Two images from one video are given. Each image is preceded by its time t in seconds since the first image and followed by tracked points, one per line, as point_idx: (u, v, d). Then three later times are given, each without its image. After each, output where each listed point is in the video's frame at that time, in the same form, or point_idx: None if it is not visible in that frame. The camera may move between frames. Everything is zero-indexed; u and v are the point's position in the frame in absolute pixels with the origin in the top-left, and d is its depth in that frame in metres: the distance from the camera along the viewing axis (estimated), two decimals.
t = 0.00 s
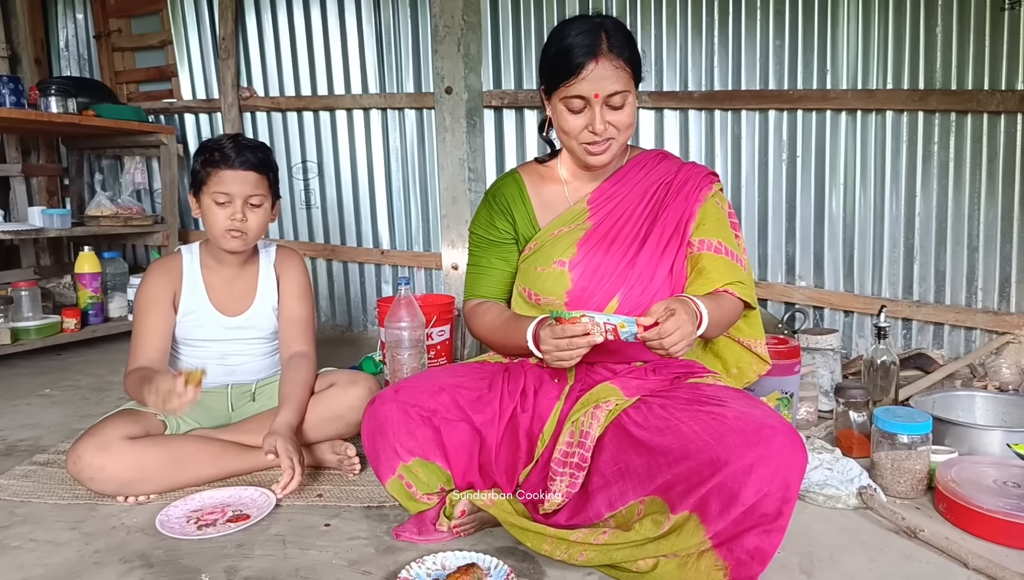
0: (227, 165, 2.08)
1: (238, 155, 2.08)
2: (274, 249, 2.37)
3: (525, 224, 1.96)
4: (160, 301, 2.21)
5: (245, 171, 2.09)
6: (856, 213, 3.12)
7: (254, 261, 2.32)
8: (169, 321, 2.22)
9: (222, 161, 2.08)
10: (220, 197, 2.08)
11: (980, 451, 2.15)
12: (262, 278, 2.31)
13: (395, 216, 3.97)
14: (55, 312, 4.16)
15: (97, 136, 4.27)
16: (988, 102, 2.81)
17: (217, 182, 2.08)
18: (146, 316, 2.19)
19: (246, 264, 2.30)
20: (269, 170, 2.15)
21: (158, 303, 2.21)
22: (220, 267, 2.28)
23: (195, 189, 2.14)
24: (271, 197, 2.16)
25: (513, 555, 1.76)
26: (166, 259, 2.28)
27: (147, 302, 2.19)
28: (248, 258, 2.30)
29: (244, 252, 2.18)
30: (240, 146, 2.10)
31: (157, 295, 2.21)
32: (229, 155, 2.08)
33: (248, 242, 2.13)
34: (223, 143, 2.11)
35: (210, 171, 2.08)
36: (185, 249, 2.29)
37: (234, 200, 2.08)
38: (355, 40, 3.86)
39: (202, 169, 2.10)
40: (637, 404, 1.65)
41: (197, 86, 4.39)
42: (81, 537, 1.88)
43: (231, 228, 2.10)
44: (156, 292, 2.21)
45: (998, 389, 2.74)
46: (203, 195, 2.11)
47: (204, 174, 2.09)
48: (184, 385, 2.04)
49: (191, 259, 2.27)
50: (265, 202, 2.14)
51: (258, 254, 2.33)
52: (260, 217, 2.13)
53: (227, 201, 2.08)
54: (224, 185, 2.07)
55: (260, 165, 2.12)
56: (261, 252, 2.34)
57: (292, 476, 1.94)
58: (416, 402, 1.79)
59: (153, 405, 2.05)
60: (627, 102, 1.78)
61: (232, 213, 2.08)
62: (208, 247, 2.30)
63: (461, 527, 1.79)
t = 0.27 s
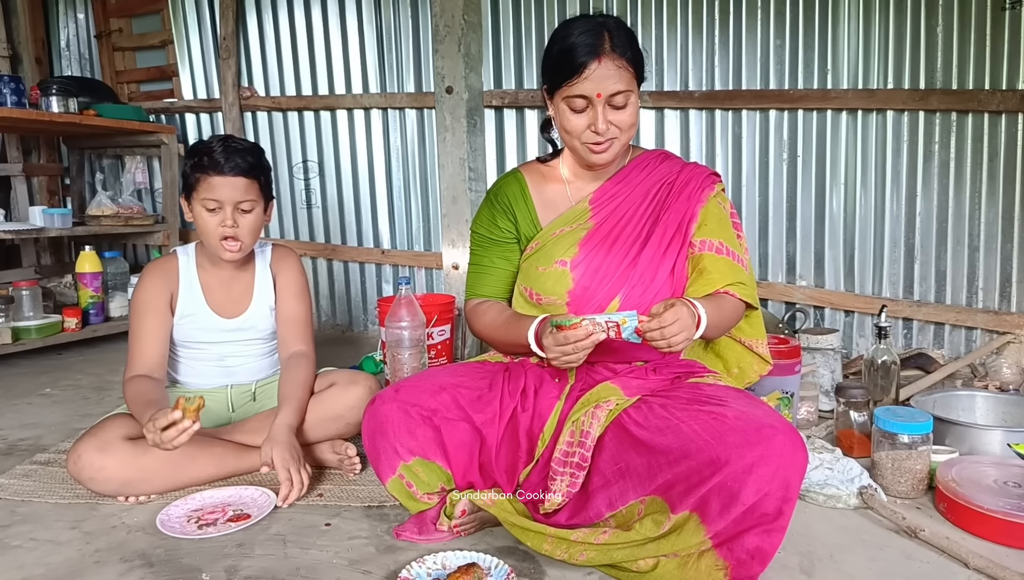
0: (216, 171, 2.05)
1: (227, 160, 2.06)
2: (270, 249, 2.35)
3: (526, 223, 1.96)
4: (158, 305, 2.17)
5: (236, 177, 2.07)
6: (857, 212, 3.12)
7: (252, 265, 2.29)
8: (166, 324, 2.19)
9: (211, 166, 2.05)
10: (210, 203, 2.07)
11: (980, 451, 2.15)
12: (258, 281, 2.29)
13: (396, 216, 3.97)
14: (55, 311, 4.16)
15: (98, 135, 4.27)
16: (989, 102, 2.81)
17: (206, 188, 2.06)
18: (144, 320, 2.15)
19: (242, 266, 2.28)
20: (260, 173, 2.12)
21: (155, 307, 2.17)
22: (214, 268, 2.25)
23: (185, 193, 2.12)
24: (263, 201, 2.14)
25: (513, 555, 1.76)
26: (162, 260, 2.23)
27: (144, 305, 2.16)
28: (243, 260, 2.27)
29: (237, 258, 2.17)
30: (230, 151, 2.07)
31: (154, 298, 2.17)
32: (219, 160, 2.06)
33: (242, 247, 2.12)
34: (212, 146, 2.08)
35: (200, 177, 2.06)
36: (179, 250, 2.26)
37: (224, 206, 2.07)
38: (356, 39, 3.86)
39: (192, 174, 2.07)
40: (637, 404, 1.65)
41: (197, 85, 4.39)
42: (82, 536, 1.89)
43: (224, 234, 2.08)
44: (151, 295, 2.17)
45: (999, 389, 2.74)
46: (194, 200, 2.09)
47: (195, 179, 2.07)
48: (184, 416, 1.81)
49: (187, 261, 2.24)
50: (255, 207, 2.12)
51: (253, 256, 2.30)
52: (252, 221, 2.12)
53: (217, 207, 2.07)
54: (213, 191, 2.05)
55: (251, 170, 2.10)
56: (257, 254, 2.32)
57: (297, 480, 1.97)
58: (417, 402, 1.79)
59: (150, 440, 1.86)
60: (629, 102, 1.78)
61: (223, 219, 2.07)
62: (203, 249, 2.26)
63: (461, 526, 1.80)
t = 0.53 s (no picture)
0: (207, 171, 2.05)
1: (217, 160, 2.05)
2: (266, 246, 2.35)
3: (530, 219, 1.96)
4: (155, 303, 2.17)
5: (227, 177, 2.06)
6: (859, 213, 3.12)
7: (247, 262, 2.29)
8: (164, 322, 2.19)
9: (201, 167, 2.05)
10: (201, 203, 2.07)
11: (981, 453, 2.15)
12: (255, 279, 2.29)
13: (398, 214, 3.97)
14: (57, 308, 4.16)
15: (100, 132, 4.27)
16: (992, 103, 2.81)
17: (197, 189, 2.06)
18: (141, 319, 2.15)
19: (237, 264, 2.27)
20: (252, 172, 2.11)
21: (153, 305, 2.17)
22: (210, 268, 2.25)
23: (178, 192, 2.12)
24: (256, 199, 2.13)
25: (513, 553, 1.76)
26: (157, 260, 2.23)
27: (142, 304, 2.16)
28: (239, 258, 2.27)
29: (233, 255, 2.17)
30: (220, 150, 2.06)
31: (152, 297, 2.17)
32: (209, 160, 2.05)
33: (235, 246, 2.13)
34: (203, 146, 2.07)
35: (191, 177, 2.06)
36: (176, 250, 2.26)
37: (215, 207, 2.07)
38: (359, 38, 3.86)
39: (183, 174, 2.07)
40: (638, 404, 1.64)
41: (200, 82, 4.39)
42: (83, 531, 1.89)
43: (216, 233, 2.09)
44: (149, 294, 2.17)
45: (1000, 390, 2.74)
46: (185, 200, 2.09)
47: (186, 179, 2.07)
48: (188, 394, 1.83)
49: (183, 260, 2.24)
50: (247, 206, 2.11)
51: (250, 254, 2.30)
52: (244, 220, 2.11)
53: (208, 207, 2.07)
54: (204, 192, 2.05)
55: (242, 169, 2.09)
56: (252, 252, 2.32)
57: (296, 475, 1.99)
58: (417, 399, 1.79)
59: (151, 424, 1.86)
60: (627, 102, 1.77)
61: (214, 219, 2.07)
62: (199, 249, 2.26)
63: (461, 524, 1.80)
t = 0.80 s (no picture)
0: (201, 170, 2.04)
1: (211, 158, 2.04)
2: (263, 242, 2.34)
3: (533, 220, 1.94)
4: (151, 300, 2.17)
5: (222, 175, 2.05)
6: (861, 215, 3.11)
7: (244, 260, 2.28)
8: (161, 318, 2.19)
9: (196, 166, 2.04)
10: (196, 202, 2.06)
11: (982, 455, 2.14)
12: (251, 276, 2.28)
13: (399, 212, 3.97)
14: (57, 303, 4.16)
15: (102, 128, 4.27)
16: (995, 105, 2.80)
17: (192, 188, 2.05)
18: (138, 316, 2.14)
19: (233, 262, 2.27)
20: (246, 169, 2.11)
21: (149, 302, 2.16)
22: (207, 264, 2.25)
23: (172, 191, 2.12)
24: (250, 196, 2.13)
25: (511, 552, 1.76)
26: (152, 256, 2.22)
27: (138, 300, 2.15)
28: (236, 255, 2.27)
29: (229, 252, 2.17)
30: (214, 148, 2.06)
31: (148, 294, 2.16)
32: (203, 159, 2.04)
33: (232, 243, 2.12)
34: (197, 144, 2.06)
35: (185, 176, 2.05)
36: (172, 246, 2.26)
37: (210, 206, 2.06)
38: (361, 35, 3.85)
39: (177, 173, 2.06)
40: (639, 405, 1.63)
41: (202, 79, 4.39)
42: (81, 527, 1.89)
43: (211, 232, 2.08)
44: (146, 291, 2.16)
45: (1001, 393, 2.73)
46: (180, 199, 2.09)
47: (180, 178, 2.06)
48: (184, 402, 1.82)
49: (179, 256, 2.24)
50: (243, 203, 2.11)
51: (246, 251, 2.29)
52: (240, 218, 2.11)
53: (203, 206, 2.06)
54: (199, 191, 2.05)
55: (236, 166, 2.08)
56: (249, 248, 2.31)
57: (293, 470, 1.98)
58: (419, 395, 1.79)
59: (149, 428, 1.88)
60: (619, 103, 1.76)
61: (209, 217, 2.06)
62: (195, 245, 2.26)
63: (460, 523, 1.80)
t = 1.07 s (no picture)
0: (204, 174, 2.04)
1: (213, 162, 2.04)
2: (264, 243, 2.34)
3: (537, 219, 1.85)
4: (156, 299, 2.16)
5: (223, 179, 2.05)
6: (866, 213, 3.09)
7: (247, 262, 2.28)
8: (166, 318, 2.18)
9: (198, 169, 2.04)
10: (199, 206, 2.06)
11: (989, 455, 2.12)
12: (255, 275, 2.28)
13: (402, 211, 3.97)
14: (62, 303, 4.17)
15: (106, 128, 4.28)
16: (1001, 102, 2.78)
17: (194, 192, 2.05)
18: (144, 316, 2.14)
19: (236, 264, 2.27)
20: (248, 172, 2.10)
21: (154, 301, 2.16)
22: (210, 264, 2.25)
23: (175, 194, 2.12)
24: (251, 200, 2.12)
25: (515, 552, 1.77)
26: (157, 255, 2.22)
27: (144, 300, 2.15)
28: (239, 257, 2.27)
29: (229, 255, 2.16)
30: (216, 151, 2.05)
31: (153, 293, 2.16)
32: (206, 162, 2.04)
33: (235, 246, 2.12)
34: (199, 147, 2.06)
35: (188, 181, 2.04)
36: (175, 246, 2.27)
37: (214, 209, 2.06)
38: (364, 35, 3.85)
39: (180, 176, 2.06)
40: (643, 404, 1.62)
41: (206, 79, 4.40)
42: (84, 526, 1.89)
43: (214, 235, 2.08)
44: (150, 291, 2.16)
45: (1008, 392, 2.71)
46: (183, 203, 2.09)
47: (183, 182, 2.05)
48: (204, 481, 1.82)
49: (182, 256, 2.24)
50: (246, 206, 2.11)
51: (248, 253, 2.29)
52: (242, 221, 2.10)
53: (206, 210, 2.06)
54: (202, 195, 2.04)
55: (238, 170, 2.07)
56: (252, 250, 2.31)
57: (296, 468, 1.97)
58: (421, 397, 1.78)
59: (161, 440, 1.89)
60: (618, 103, 1.70)
61: (212, 221, 2.07)
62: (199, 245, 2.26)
63: (463, 523, 1.80)
